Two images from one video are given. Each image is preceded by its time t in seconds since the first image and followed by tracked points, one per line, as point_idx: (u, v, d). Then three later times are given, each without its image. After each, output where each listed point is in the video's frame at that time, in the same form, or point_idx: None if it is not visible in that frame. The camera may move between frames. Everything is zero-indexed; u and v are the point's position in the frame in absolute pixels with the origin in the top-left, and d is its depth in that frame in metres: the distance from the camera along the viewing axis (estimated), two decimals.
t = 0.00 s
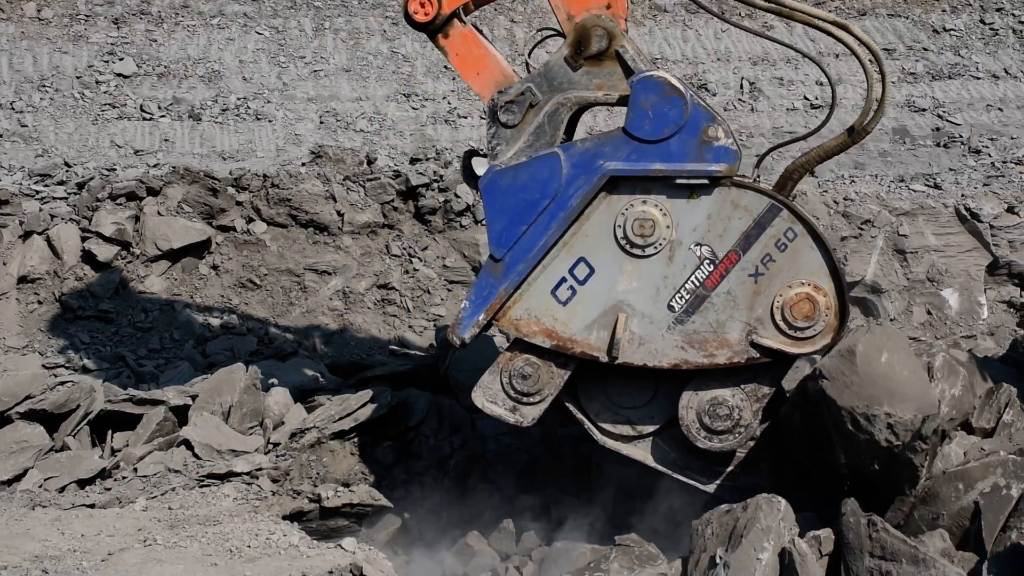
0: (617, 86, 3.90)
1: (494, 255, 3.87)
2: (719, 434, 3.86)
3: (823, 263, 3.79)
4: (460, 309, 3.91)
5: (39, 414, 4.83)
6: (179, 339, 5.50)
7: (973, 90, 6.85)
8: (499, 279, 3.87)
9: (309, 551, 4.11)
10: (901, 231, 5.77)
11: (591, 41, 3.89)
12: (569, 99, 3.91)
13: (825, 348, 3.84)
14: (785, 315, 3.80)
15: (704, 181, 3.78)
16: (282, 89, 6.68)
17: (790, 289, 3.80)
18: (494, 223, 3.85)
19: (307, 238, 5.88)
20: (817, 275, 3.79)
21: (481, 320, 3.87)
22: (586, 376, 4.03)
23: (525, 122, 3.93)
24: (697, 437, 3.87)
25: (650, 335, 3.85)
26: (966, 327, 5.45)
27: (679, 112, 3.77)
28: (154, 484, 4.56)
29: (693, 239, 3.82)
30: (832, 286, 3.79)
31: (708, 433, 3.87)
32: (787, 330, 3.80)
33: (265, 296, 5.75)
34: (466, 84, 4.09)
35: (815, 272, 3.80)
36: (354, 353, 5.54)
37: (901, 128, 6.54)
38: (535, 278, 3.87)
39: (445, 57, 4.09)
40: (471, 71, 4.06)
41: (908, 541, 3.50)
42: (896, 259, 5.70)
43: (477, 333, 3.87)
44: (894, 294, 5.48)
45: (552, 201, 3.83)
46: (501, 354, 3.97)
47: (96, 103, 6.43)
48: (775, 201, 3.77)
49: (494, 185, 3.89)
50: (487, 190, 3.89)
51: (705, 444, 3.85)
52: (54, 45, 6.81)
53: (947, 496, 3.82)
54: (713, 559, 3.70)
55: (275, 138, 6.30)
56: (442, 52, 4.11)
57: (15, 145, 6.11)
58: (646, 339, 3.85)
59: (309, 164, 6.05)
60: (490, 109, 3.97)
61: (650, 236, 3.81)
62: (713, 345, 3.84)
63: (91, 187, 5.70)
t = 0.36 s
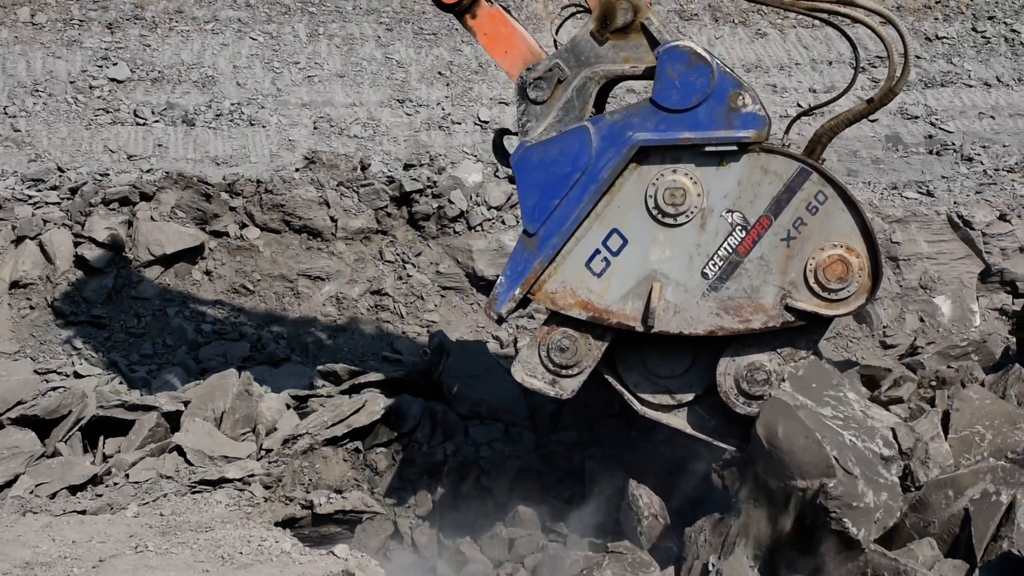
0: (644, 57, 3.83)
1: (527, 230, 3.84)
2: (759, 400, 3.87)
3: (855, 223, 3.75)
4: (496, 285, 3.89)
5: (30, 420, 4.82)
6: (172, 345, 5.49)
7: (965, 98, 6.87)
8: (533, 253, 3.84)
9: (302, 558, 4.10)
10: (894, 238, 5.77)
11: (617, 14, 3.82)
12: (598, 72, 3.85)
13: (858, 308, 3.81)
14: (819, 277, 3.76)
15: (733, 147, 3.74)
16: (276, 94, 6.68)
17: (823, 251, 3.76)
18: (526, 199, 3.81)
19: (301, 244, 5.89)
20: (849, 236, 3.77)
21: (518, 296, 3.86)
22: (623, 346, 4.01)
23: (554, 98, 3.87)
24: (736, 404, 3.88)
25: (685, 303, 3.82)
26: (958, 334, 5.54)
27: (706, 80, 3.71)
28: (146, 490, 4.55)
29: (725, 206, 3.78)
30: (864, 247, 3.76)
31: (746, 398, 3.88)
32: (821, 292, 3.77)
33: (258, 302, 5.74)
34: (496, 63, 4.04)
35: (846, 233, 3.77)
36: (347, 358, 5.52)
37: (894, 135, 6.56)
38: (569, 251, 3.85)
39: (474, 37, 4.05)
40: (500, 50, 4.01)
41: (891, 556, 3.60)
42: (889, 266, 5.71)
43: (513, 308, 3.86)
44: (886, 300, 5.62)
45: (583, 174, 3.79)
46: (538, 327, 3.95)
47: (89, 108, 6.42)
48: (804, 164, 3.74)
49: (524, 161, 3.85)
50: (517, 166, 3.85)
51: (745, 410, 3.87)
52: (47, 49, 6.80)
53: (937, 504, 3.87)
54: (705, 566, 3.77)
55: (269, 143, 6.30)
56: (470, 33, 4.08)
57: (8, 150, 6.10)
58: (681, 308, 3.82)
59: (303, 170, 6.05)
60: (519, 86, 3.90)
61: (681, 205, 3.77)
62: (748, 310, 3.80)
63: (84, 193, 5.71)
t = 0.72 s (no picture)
0: (623, 39, 4.04)
1: (494, 198, 4.02)
2: (704, 383, 3.96)
3: (812, 217, 3.87)
4: (460, 248, 4.06)
5: (16, 452, 4.81)
6: (161, 377, 5.46)
7: (951, 134, 6.96)
8: (498, 221, 4.01)
9: None
10: (881, 273, 5.85)
11: None
12: (577, 49, 4.05)
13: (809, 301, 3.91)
14: (772, 268, 3.88)
15: (700, 134, 3.90)
16: (266, 126, 6.71)
17: (778, 242, 3.88)
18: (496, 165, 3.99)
19: (290, 276, 5.93)
20: (805, 230, 3.88)
21: (479, 259, 4.02)
22: (581, 319, 4.20)
23: (533, 71, 4.06)
24: (682, 384, 3.98)
25: (641, 282, 3.96)
26: (944, 368, 5.60)
27: (680, 65, 3.87)
28: (133, 523, 4.48)
29: (687, 191, 3.93)
30: (819, 242, 3.87)
31: (692, 380, 3.97)
32: (773, 282, 3.88)
33: (246, 334, 5.72)
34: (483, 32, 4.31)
35: (803, 228, 3.88)
36: (334, 392, 5.47)
37: (880, 171, 6.65)
38: (533, 222, 4.01)
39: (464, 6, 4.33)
40: (486, 20, 4.28)
41: None
42: (876, 300, 5.78)
43: (473, 272, 4.02)
44: (873, 334, 5.69)
45: (553, 147, 3.96)
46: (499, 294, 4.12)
47: (79, 140, 6.43)
48: (768, 156, 3.87)
49: (499, 129, 4.03)
50: (491, 134, 4.04)
51: (689, 391, 3.96)
52: (37, 81, 6.80)
53: (923, 538, 3.92)
54: None
55: (260, 176, 6.36)
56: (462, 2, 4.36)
57: None
58: (636, 286, 3.97)
59: (292, 203, 6.15)
60: (500, 56, 4.10)
61: (645, 185, 3.93)
62: (701, 294, 3.93)
63: (73, 224, 5.71)
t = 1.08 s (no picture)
0: (555, 22, 4.14)
1: (399, 153, 4.00)
2: (569, 375, 4.05)
3: (703, 234, 3.95)
4: (356, 195, 4.02)
5: (5, 476, 4.76)
6: (151, 400, 5.44)
7: (942, 157, 7.19)
8: (399, 177, 3.99)
9: None
10: (873, 295, 5.88)
11: None
12: (508, 23, 4.13)
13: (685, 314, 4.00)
14: (654, 276, 3.96)
15: (610, 131, 3.93)
16: (257, 149, 6.72)
17: (665, 252, 3.96)
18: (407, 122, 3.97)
19: (281, 298, 5.95)
20: (693, 246, 3.96)
21: (373, 211, 3.99)
22: (464, 291, 4.25)
23: (462, 36, 4.11)
24: (547, 371, 4.07)
25: (526, 264, 4.00)
26: (937, 392, 5.62)
27: (604, 59, 3.91)
28: (122, 547, 4.43)
29: (588, 184, 3.97)
30: (705, 259, 3.95)
31: (558, 370, 4.06)
32: (653, 290, 3.97)
33: (238, 357, 5.71)
34: None
35: (692, 242, 3.96)
36: (325, 414, 5.49)
37: (872, 193, 6.79)
38: (432, 185, 4.00)
39: None
40: None
41: None
42: (868, 322, 5.82)
43: (364, 222, 3.99)
44: (866, 356, 5.70)
45: (466, 115, 3.95)
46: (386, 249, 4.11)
47: (69, 163, 6.43)
48: (672, 167, 3.93)
49: (417, 86, 4.00)
50: (409, 89, 4.00)
51: (552, 380, 4.05)
52: (27, 105, 6.82)
53: (917, 560, 3.94)
54: None
55: (250, 199, 6.37)
56: None
57: None
58: (521, 268, 4.00)
59: (283, 226, 6.18)
60: (432, 15, 4.13)
61: (549, 170, 3.95)
62: (582, 288, 3.99)
63: (64, 247, 5.71)
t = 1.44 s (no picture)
0: None
1: (309, 84, 3.78)
2: (433, 342, 3.87)
3: (592, 233, 3.79)
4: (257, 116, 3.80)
5: None
6: (144, 400, 5.43)
7: (940, 156, 7.18)
8: (303, 108, 3.78)
9: None
10: (870, 295, 5.86)
11: None
12: None
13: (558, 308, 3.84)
14: (535, 263, 3.80)
15: (523, 111, 3.75)
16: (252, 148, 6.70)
17: (550, 242, 3.80)
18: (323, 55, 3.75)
19: (275, 297, 5.93)
20: (580, 242, 3.80)
21: (270, 137, 3.78)
22: (346, 234, 4.03)
23: None
24: (412, 332, 3.90)
25: (412, 222, 3.83)
26: (934, 392, 5.61)
27: (533, 37, 3.72)
28: (116, 546, 4.43)
29: (490, 157, 3.80)
30: (588, 258, 3.79)
31: (423, 334, 3.89)
32: (531, 277, 3.80)
33: (232, 356, 5.70)
34: None
35: (581, 238, 3.80)
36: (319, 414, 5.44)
37: (869, 193, 6.77)
38: (336, 124, 3.81)
39: None
40: None
41: None
42: (865, 322, 5.80)
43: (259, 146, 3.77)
44: (863, 357, 5.68)
45: (384, 62, 3.75)
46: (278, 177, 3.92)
47: (63, 161, 6.42)
48: (576, 160, 3.76)
49: (341, 21, 3.78)
50: (332, 22, 3.78)
51: (414, 343, 3.88)
52: (21, 103, 6.81)
53: (913, 562, 3.96)
54: None
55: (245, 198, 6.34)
56: None
57: None
58: (407, 227, 3.83)
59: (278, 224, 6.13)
60: None
61: (454, 136, 3.77)
62: (462, 259, 3.83)
63: (57, 246, 5.68)
